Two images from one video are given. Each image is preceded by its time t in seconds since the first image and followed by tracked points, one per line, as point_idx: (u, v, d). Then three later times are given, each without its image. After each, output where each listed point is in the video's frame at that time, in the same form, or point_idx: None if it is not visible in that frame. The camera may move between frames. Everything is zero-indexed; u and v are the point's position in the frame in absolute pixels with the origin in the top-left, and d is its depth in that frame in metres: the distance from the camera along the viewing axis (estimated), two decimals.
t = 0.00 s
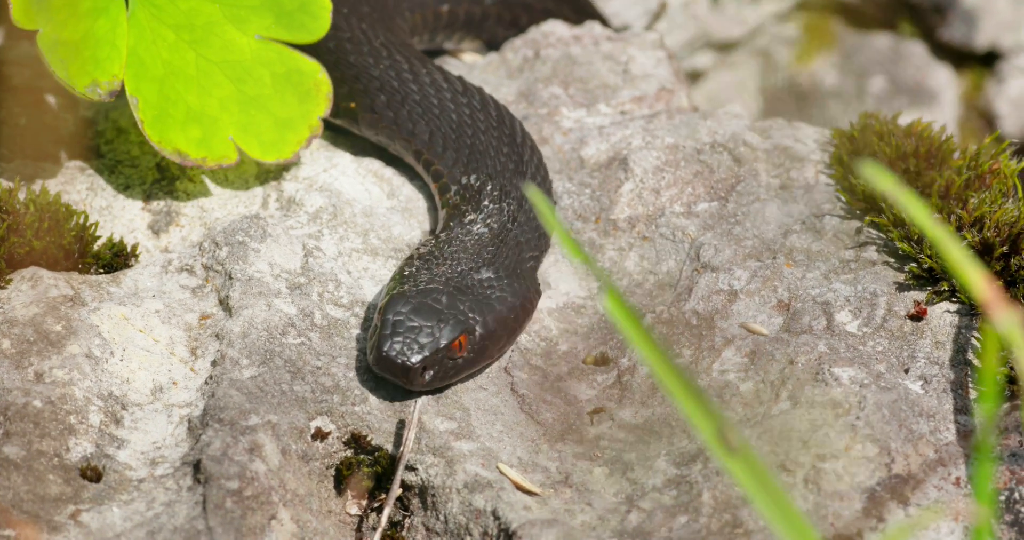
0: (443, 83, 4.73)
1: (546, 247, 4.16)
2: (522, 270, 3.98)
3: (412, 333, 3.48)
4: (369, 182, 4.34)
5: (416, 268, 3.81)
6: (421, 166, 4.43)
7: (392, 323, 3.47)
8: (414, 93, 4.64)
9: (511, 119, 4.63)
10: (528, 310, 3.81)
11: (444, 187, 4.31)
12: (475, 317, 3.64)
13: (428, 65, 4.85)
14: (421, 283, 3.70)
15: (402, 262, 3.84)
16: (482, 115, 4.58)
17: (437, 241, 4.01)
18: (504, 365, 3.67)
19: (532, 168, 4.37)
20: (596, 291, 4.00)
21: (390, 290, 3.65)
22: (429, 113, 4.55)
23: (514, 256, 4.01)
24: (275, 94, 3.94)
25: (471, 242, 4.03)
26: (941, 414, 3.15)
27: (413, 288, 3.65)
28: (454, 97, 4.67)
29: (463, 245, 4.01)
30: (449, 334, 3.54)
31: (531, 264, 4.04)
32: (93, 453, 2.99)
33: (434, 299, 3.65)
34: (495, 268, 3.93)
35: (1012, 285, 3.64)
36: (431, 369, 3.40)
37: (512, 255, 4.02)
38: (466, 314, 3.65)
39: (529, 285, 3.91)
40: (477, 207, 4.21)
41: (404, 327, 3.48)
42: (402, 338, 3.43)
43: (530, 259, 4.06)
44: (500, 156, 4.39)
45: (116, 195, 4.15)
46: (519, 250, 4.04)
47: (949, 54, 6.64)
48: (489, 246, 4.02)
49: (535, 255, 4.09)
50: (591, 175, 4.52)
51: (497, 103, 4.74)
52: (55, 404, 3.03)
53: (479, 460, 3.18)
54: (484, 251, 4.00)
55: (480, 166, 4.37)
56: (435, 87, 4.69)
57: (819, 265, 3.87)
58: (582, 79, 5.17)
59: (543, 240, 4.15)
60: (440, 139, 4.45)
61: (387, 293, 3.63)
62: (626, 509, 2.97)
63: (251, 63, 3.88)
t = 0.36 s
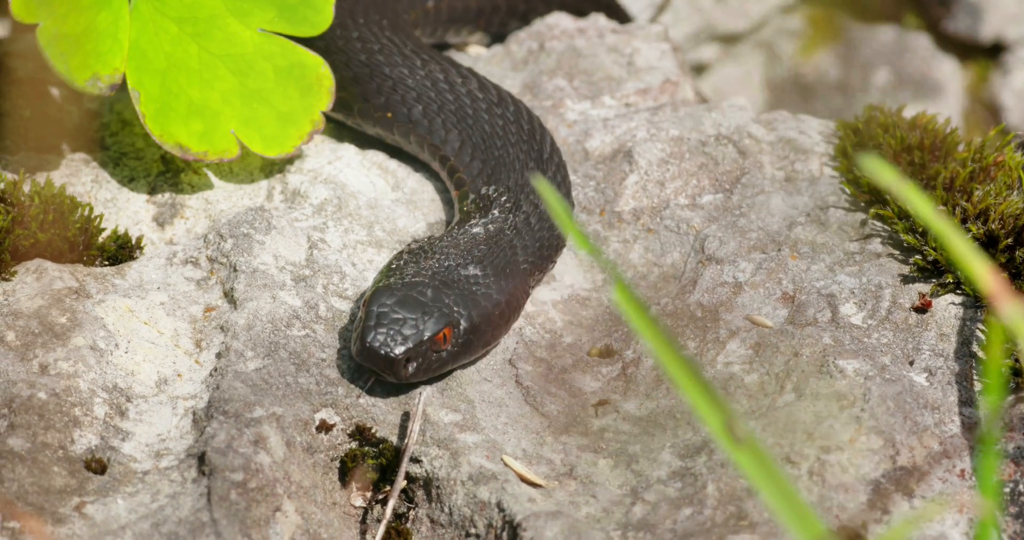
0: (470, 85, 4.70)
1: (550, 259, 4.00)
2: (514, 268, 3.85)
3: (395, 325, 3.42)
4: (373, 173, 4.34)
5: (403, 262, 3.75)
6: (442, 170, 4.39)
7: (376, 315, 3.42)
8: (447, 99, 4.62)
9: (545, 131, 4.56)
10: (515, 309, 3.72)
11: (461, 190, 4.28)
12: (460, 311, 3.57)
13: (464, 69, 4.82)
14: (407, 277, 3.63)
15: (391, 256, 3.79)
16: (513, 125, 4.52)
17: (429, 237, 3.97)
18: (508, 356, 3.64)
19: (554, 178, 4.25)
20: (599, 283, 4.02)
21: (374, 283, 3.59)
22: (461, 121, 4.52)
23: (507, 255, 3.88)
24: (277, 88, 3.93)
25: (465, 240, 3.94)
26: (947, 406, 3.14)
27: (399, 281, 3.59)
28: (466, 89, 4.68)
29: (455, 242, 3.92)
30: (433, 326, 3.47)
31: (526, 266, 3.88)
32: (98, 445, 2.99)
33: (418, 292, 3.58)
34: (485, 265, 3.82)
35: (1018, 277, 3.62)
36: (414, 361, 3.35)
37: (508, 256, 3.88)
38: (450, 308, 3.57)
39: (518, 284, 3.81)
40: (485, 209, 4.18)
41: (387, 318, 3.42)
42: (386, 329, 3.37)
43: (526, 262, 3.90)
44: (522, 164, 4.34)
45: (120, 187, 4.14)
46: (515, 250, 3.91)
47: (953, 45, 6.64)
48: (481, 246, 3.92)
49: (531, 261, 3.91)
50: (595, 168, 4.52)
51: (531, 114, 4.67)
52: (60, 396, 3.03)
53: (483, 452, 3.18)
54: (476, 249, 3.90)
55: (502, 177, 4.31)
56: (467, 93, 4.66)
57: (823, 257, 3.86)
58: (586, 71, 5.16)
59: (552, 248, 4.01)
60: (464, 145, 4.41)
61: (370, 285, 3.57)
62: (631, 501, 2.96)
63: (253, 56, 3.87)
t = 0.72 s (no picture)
0: (479, 81, 4.69)
1: (548, 257, 3.97)
2: (510, 259, 3.84)
3: (388, 312, 3.41)
4: (374, 165, 4.34)
5: (398, 251, 3.74)
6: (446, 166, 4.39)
7: (369, 303, 3.41)
8: (456, 96, 4.62)
9: (553, 126, 4.53)
10: (509, 300, 3.72)
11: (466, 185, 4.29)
12: (453, 301, 3.56)
13: (472, 64, 4.79)
14: (401, 265, 3.63)
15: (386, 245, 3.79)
16: (522, 121, 4.49)
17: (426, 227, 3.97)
18: (509, 348, 3.64)
19: (558, 173, 4.22)
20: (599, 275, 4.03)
21: (369, 271, 3.59)
22: (469, 118, 4.52)
23: (502, 246, 3.88)
24: (278, 80, 3.92)
25: (460, 231, 3.94)
26: (947, 399, 3.15)
27: (393, 269, 3.59)
28: (468, 82, 4.69)
29: (450, 232, 3.92)
30: (426, 315, 3.46)
31: (524, 258, 3.87)
32: (98, 437, 2.98)
33: (412, 281, 3.57)
34: (480, 255, 3.82)
35: (1018, 269, 3.63)
36: (407, 349, 3.35)
37: (504, 247, 3.88)
38: (444, 297, 3.57)
39: (513, 274, 3.80)
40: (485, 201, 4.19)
41: (380, 306, 3.42)
42: (378, 317, 3.37)
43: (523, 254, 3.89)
44: (528, 157, 4.32)
45: (121, 179, 4.13)
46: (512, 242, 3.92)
47: (955, 38, 6.59)
48: (476, 236, 3.93)
49: (528, 254, 3.89)
50: (595, 159, 4.53)
51: (541, 109, 4.64)
52: (60, 388, 3.03)
53: (484, 444, 3.18)
54: (472, 240, 3.90)
55: (507, 175, 4.31)
56: (477, 90, 4.65)
57: (824, 249, 3.86)
58: (587, 63, 5.15)
59: (551, 244, 3.99)
60: (471, 142, 4.43)
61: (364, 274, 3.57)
62: (631, 493, 2.96)
63: (254, 50, 3.87)
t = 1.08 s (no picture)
0: (482, 85, 4.70)
1: (545, 259, 3.97)
2: (506, 258, 3.85)
3: (383, 311, 3.44)
4: (372, 168, 4.34)
5: (393, 250, 3.76)
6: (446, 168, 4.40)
7: (363, 301, 3.45)
8: (458, 100, 4.63)
9: (556, 130, 4.53)
10: (505, 299, 3.73)
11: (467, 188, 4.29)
12: (448, 299, 3.59)
13: (474, 69, 4.81)
14: (395, 264, 3.65)
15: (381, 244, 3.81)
16: (525, 127, 4.50)
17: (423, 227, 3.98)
18: (507, 351, 3.63)
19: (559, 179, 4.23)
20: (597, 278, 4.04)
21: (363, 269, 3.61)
22: (470, 121, 4.54)
23: (498, 246, 3.90)
24: (272, 81, 3.91)
25: (457, 231, 3.96)
26: (945, 401, 3.14)
27: (388, 268, 3.62)
28: (467, 85, 4.71)
29: (446, 232, 3.93)
30: (421, 313, 3.50)
31: (520, 256, 3.88)
32: (96, 440, 2.98)
33: (407, 279, 3.60)
34: (475, 254, 3.83)
35: (1016, 270, 3.63)
36: (402, 347, 3.36)
37: (501, 247, 3.89)
38: (439, 296, 3.60)
39: (509, 273, 3.81)
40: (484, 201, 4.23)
41: (375, 305, 3.45)
42: (373, 316, 3.39)
43: (520, 252, 3.90)
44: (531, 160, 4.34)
45: (119, 181, 4.14)
46: (509, 242, 3.93)
47: (953, 40, 6.58)
48: (473, 236, 3.94)
49: (524, 255, 3.90)
50: (594, 162, 4.55)
51: (543, 114, 4.65)
52: (58, 391, 3.03)
53: (482, 447, 3.18)
54: (467, 239, 3.92)
55: (507, 177, 4.33)
56: (479, 95, 4.66)
57: (822, 251, 3.85)
58: (585, 65, 5.16)
59: (548, 246, 3.99)
60: (473, 145, 4.43)
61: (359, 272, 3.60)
62: (630, 496, 2.95)
63: (250, 49, 3.85)
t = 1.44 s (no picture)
0: (478, 78, 4.67)
1: (528, 269, 3.89)
2: (477, 260, 3.79)
3: (324, 289, 3.43)
4: (370, 163, 4.34)
5: (362, 238, 3.77)
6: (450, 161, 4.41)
7: (308, 275, 3.47)
8: (457, 91, 4.62)
9: (574, 148, 4.44)
10: (462, 302, 3.62)
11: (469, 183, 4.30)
12: (398, 289, 3.57)
13: (483, 66, 4.74)
14: (356, 248, 3.66)
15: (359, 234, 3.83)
16: (542, 143, 4.40)
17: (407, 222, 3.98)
18: (505, 346, 3.63)
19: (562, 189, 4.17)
20: (595, 273, 4.06)
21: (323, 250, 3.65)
22: (472, 114, 4.53)
23: (474, 248, 3.84)
24: (271, 73, 3.91)
25: (439, 226, 3.93)
26: (943, 396, 3.15)
27: (347, 250, 3.63)
28: (466, 76, 4.68)
29: (424, 228, 3.90)
30: (362, 296, 3.48)
31: (495, 261, 3.82)
32: (93, 434, 2.98)
33: (362, 262, 3.59)
34: (448, 251, 3.78)
35: (1013, 266, 3.63)
36: (336, 327, 3.34)
37: (477, 252, 3.83)
38: (387, 283, 3.57)
39: (477, 276, 3.73)
40: (485, 203, 4.20)
41: (317, 281, 3.46)
42: (312, 291, 3.40)
43: (496, 257, 3.84)
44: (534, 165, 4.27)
45: (116, 177, 4.13)
46: (485, 247, 3.87)
47: (949, 35, 6.62)
48: (450, 234, 3.90)
49: (500, 262, 3.83)
50: (591, 158, 4.56)
51: (566, 130, 4.54)
52: (55, 386, 3.03)
53: (479, 441, 3.18)
54: (443, 236, 3.86)
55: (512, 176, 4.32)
56: (506, 106, 4.56)
57: (820, 246, 3.85)
58: (582, 61, 5.16)
59: (531, 258, 3.91)
60: (473, 138, 4.42)
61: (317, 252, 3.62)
62: (627, 491, 2.96)
63: (247, 41, 3.86)
